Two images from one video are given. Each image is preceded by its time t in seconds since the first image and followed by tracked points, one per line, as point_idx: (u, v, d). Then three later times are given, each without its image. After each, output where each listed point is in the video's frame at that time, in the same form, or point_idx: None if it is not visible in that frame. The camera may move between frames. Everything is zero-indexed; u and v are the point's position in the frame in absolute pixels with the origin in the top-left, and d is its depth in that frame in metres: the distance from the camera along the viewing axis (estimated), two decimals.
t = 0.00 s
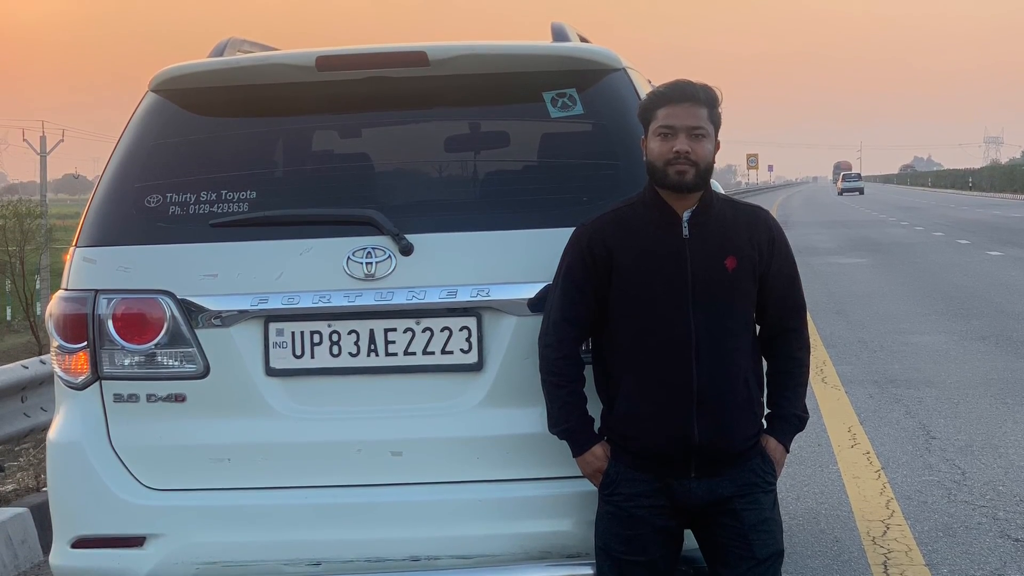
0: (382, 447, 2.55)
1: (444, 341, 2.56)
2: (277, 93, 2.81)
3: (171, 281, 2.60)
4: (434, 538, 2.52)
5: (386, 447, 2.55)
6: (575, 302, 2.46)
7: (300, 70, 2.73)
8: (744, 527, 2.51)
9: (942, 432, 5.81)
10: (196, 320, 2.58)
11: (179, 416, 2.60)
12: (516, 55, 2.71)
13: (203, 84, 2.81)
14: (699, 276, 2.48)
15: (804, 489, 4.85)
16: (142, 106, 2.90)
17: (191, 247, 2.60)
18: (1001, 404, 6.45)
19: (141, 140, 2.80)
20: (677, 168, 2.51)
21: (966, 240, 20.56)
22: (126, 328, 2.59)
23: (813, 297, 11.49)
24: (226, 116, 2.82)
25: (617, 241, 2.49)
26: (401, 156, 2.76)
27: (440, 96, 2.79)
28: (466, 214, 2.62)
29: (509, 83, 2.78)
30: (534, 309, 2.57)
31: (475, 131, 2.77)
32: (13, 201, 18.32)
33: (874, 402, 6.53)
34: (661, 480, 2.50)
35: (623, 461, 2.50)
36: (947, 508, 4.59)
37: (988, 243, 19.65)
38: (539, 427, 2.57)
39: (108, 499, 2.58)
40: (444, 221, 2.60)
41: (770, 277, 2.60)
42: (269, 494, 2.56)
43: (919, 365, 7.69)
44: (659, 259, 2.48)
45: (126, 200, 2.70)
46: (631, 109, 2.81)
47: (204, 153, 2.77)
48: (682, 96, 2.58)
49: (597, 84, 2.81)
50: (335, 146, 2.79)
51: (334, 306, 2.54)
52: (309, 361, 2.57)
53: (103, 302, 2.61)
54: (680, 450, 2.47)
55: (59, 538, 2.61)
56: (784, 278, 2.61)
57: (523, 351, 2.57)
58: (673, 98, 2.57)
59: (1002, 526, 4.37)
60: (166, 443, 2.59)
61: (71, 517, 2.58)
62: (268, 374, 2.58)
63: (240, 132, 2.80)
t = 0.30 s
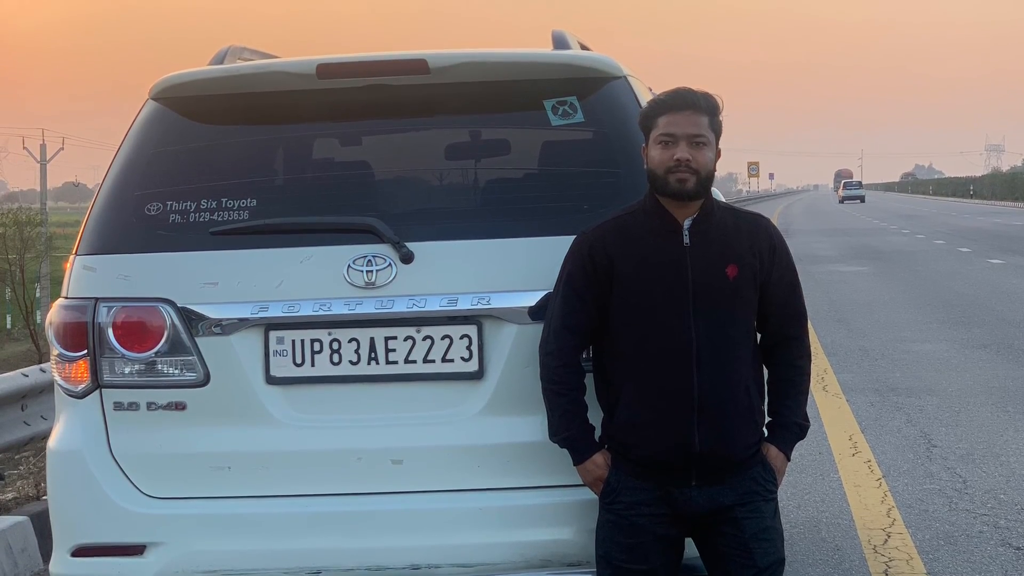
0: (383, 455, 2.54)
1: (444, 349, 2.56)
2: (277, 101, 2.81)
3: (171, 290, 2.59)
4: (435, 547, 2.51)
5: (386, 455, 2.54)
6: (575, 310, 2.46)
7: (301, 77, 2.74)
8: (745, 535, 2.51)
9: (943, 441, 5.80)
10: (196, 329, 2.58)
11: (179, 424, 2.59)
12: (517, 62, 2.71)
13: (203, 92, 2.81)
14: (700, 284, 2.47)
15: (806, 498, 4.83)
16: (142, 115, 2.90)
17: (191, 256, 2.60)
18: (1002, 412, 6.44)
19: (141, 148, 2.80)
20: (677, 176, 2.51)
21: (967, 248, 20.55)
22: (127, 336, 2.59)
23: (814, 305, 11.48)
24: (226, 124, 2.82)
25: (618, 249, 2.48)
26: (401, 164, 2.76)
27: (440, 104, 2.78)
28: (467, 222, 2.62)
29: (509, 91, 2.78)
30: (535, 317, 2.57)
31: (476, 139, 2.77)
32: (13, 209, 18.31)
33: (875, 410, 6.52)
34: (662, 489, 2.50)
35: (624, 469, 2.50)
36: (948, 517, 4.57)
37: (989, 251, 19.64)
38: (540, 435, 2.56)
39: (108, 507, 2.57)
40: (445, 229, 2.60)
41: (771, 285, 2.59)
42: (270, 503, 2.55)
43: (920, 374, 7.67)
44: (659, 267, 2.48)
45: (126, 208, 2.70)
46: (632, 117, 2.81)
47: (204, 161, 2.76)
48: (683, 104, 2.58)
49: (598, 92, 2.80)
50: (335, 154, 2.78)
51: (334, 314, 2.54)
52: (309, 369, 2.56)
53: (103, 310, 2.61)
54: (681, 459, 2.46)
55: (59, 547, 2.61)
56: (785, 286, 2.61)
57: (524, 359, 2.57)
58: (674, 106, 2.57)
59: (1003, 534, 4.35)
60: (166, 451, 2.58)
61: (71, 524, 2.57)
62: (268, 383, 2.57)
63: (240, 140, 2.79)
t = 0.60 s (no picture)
0: (384, 463, 2.54)
1: (445, 357, 2.55)
2: (277, 109, 2.80)
3: (172, 298, 2.59)
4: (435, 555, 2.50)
5: (387, 463, 2.54)
6: (575, 319, 2.45)
7: (302, 85, 2.73)
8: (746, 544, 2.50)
9: (944, 449, 5.78)
10: (196, 337, 2.57)
11: (179, 432, 2.58)
12: (517, 70, 2.72)
13: (204, 100, 2.81)
14: (701, 292, 2.47)
15: (807, 506, 4.82)
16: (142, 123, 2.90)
17: (192, 264, 2.59)
18: (1003, 421, 6.43)
19: (141, 156, 2.80)
20: (678, 184, 2.50)
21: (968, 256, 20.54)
22: (127, 344, 2.58)
23: (816, 314, 11.46)
24: (226, 132, 2.81)
25: (618, 257, 2.48)
26: (401, 172, 2.75)
27: (440, 112, 2.78)
28: (468, 230, 2.62)
29: (509, 99, 2.78)
30: (535, 326, 2.56)
31: (476, 147, 2.76)
32: (13, 217, 18.32)
33: (876, 419, 6.50)
34: (663, 497, 2.49)
35: (625, 477, 2.49)
36: (949, 525, 4.56)
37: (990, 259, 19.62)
38: (541, 444, 2.55)
39: (107, 515, 2.56)
40: (446, 237, 2.59)
41: (772, 293, 2.58)
42: (270, 511, 2.54)
43: (922, 382, 7.66)
44: (659, 275, 2.47)
45: (126, 216, 2.70)
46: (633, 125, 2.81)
47: (204, 169, 2.76)
48: (683, 112, 2.58)
49: (598, 100, 2.80)
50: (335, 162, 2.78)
51: (334, 322, 2.53)
52: (310, 377, 2.56)
53: (103, 318, 2.60)
54: (682, 467, 2.45)
55: (59, 555, 2.60)
56: (785, 294, 2.60)
57: (525, 368, 2.56)
58: (674, 114, 2.57)
59: (1004, 542, 4.34)
60: (165, 460, 2.58)
61: (70, 533, 2.57)
62: (269, 391, 2.57)
63: (240, 148, 2.79)
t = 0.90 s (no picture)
0: (384, 472, 2.53)
1: (445, 365, 2.54)
2: (277, 117, 2.80)
3: (172, 306, 2.58)
4: (436, 564, 2.49)
5: (387, 471, 2.53)
6: (576, 326, 2.44)
7: (302, 92, 2.73)
8: (747, 552, 2.49)
9: (946, 457, 5.77)
10: (197, 345, 2.56)
11: (180, 441, 2.57)
12: (518, 78, 2.71)
13: (204, 108, 2.80)
14: (702, 300, 2.46)
15: (808, 514, 4.80)
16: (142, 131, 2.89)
17: (192, 272, 2.59)
18: (1005, 429, 6.41)
19: (141, 164, 2.79)
20: (679, 192, 2.50)
21: (969, 264, 20.53)
22: (127, 353, 2.58)
23: (817, 321, 11.45)
24: (225, 140, 2.81)
25: (619, 264, 2.47)
26: (402, 180, 2.75)
27: (441, 120, 2.78)
28: (468, 238, 2.61)
29: (510, 107, 2.78)
30: (535, 334, 2.56)
31: (477, 154, 2.76)
32: (14, 225, 18.32)
33: (877, 427, 6.49)
34: (664, 505, 2.48)
35: (626, 486, 2.48)
36: (950, 533, 4.54)
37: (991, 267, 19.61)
38: (542, 452, 2.54)
39: (107, 524, 2.55)
40: (446, 245, 2.59)
41: (773, 301, 2.58)
42: (270, 519, 2.53)
43: (923, 390, 7.64)
44: (660, 283, 2.47)
45: (127, 224, 2.69)
46: (634, 133, 2.80)
47: (205, 177, 2.76)
48: (684, 119, 2.57)
49: (598, 108, 2.80)
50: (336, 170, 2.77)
51: (335, 330, 2.52)
52: (310, 385, 2.55)
53: (103, 326, 2.59)
54: (683, 475, 2.44)
55: (59, 563, 2.59)
56: (786, 302, 2.60)
57: (525, 376, 2.55)
58: (675, 122, 2.57)
59: (1006, 550, 4.33)
60: (166, 468, 2.57)
61: (70, 541, 2.56)
62: (269, 399, 2.56)
63: (241, 156, 2.79)
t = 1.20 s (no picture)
0: (385, 480, 2.52)
1: (446, 374, 2.53)
2: (277, 125, 2.80)
3: (172, 314, 2.58)
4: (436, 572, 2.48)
5: (388, 479, 2.52)
6: (577, 335, 2.44)
7: (301, 100, 2.73)
8: (748, 561, 2.48)
9: (947, 465, 5.75)
10: (197, 353, 2.56)
11: (180, 449, 2.56)
12: (518, 86, 2.71)
13: (203, 115, 2.80)
14: (703, 308, 2.45)
15: (809, 522, 4.79)
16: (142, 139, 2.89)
17: (192, 280, 2.58)
18: (1007, 437, 6.40)
19: (141, 172, 2.79)
20: (680, 200, 2.50)
21: (969, 272, 20.52)
22: (127, 361, 2.57)
23: (817, 330, 11.44)
24: (225, 147, 2.81)
25: (620, 272, 2.47)
26: (402, 188, 2.75)
27: (441, 128, 2.78)
28: (469, 246, 2.61)
29: (511, 115, 2.77)
30: (536, 342, 2.55)
31: (478, 162, 2.76)
32: (15, 233, 18.32)
33: (878, 435, 6.48)
34: (665, 514, 2.47)
35: (626, 494, 2.47)
36: (952, 541, 4.53)
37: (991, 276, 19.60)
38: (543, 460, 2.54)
39: (106, 532, 2.54)
40: (446, 253, 2.58)
41: (774, 310, 2.57)
42: (271, 527, 2.52)
43: (924, 398, 7.63)
44: (661, 291, 2.46)
45: (127, 232, 2.69)
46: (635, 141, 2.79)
47: (205, 185, 2.76)
48: (685, 127, 2.57)
49: (598, 116, 2.79)
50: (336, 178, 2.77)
51: (335, 338, 2.52)
52: (311, 393, 2.54)
53: (103, 334, 2.59)
54: (684, 484, 2.43)
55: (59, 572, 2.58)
56: (788, 310, 2.59)
57: (526, 384, 2.55)
58: (676, 129, 2.57)
59: (1008, 559, 4.31)
60: (165, 476, 2.56)
61: (70, 550, 2.55)
62: (270, 408, 2.55)
63: (241, 164, 2.78)
